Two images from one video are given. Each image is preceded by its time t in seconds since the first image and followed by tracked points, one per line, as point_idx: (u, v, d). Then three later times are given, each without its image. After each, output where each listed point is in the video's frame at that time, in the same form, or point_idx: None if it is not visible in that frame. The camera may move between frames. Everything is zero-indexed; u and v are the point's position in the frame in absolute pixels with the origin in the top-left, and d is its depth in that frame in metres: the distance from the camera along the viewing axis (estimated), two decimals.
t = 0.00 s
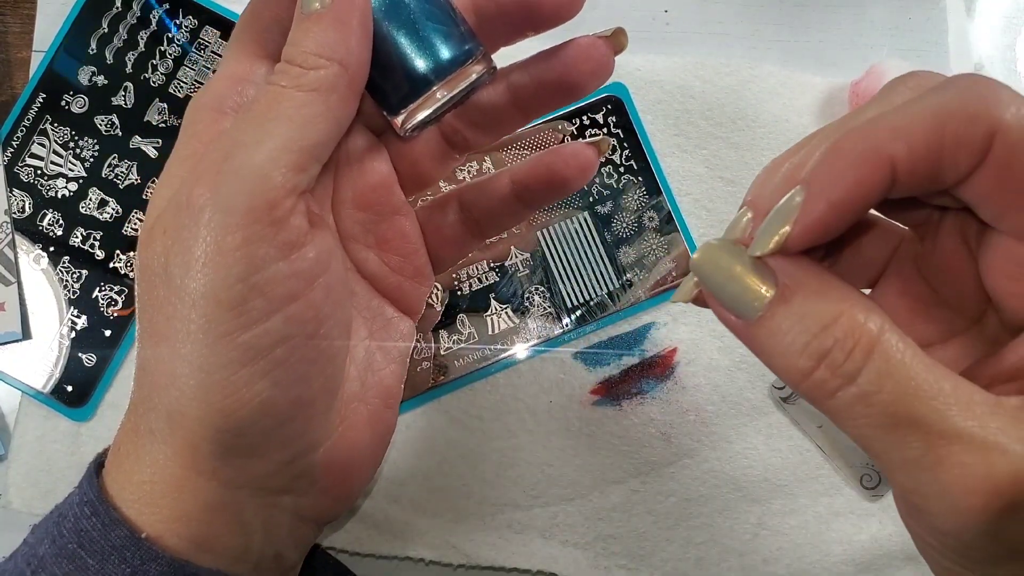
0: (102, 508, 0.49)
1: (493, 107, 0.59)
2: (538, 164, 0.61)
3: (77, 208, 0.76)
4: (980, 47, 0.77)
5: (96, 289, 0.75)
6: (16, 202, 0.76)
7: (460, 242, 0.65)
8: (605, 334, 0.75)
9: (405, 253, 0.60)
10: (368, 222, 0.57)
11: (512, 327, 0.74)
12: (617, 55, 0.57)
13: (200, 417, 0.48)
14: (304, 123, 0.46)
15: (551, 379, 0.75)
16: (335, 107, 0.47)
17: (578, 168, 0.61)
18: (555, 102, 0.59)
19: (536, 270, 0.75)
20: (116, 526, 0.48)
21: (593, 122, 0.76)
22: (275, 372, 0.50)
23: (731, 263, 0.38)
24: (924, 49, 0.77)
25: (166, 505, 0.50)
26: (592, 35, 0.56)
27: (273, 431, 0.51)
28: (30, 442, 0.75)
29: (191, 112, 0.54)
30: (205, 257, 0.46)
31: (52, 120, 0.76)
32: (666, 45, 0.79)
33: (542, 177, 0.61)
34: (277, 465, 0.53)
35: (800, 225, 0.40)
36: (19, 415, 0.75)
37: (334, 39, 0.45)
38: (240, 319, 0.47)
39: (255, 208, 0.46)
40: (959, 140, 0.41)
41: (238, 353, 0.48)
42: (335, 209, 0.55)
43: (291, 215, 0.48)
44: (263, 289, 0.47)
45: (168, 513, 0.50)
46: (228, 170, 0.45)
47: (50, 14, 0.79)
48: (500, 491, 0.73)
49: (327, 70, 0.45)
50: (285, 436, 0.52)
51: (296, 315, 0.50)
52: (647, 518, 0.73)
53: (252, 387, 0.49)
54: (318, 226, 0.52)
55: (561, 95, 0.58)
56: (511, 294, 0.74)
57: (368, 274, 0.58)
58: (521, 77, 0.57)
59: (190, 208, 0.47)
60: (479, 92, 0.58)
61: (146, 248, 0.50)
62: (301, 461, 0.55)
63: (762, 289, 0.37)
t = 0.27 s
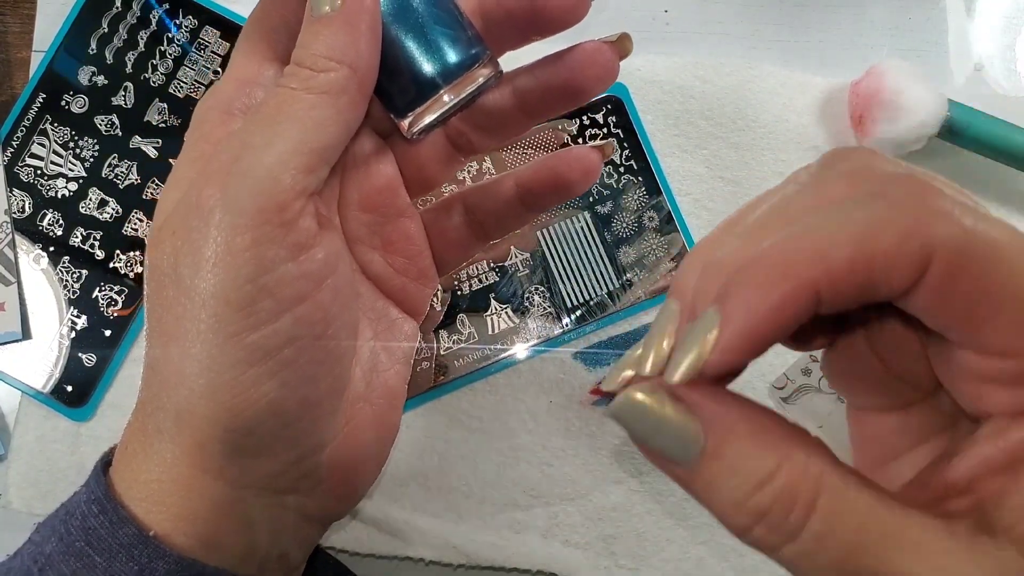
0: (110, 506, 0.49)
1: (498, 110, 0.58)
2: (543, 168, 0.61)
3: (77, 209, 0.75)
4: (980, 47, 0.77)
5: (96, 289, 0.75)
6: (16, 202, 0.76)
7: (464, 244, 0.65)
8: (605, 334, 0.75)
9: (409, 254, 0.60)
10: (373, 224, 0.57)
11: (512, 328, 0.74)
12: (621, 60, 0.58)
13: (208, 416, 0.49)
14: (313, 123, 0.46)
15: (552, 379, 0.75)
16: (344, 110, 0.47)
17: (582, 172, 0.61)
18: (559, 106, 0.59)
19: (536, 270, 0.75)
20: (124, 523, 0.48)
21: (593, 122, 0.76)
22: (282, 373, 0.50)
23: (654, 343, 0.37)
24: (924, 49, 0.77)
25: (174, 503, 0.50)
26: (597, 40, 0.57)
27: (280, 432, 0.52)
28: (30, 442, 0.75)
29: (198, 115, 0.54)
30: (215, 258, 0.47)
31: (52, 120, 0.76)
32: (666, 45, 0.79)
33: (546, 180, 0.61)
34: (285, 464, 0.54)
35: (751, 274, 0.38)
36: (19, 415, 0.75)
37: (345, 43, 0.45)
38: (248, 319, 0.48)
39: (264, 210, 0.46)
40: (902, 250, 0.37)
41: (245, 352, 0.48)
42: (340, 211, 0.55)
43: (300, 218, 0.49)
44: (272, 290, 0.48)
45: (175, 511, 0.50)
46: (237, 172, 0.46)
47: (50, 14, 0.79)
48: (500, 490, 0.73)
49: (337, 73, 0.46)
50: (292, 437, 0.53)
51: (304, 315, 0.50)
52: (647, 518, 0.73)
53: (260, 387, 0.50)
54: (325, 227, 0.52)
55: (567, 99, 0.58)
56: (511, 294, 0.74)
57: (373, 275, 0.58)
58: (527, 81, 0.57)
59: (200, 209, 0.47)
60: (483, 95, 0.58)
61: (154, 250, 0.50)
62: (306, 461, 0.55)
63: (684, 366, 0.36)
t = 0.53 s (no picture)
0: (108, 506, 0.49)
1: (496, 110, 0.59)
2: (542, 168, 0.61)
3: (77, 209, 0.75)
4: (980, 47, 0.77)
5: (96, 289, 0.75)
6: (17, 202, 0.76)
7: (463, 244, 0.65)
8: (605, 334, 0.70)
9: (408, 254, 0.60)
10: (371, 223, 0.57)
11: (512, 328, 0.75)
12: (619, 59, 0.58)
13: (206, 415, 0.49)
14: (311, 123, 0.46)
15: (552, 378, 0.69)
16: (341, 109, 0.47)
17: (581, 171, 0.61)
18: (558, 106, 0.59)
19: (536, 270, 0.75)
20: (124, 523, 0.49)
21: (593, 121, 0.77)
22: (282, 371, 0.50)
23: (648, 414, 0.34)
24: (924, 50, 0.77)
25: (173, 504, 0.50)
26: (595, 40, 0.57)
27: (276, 432, 0.52)
28: (30, 443, 0.75)
29: (197, 115, 0.53)
30: (213, 257, 0.46)
31: (53, 120, 0.76)
32: (666, 45, 0.79)
33: (544, 180, 0.61)
34: (282, 464, 0.54)
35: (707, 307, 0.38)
36: (19, 415, 0.75)
37: (343, 44, 0.45)
38: (246, 318, 0.47)
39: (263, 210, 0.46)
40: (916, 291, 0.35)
41: (246, 352, 0.48)
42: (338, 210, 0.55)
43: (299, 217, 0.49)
44: (271, 288, 0.48)
45: (175, 512, 0.50)
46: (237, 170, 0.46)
47: (50, 14, 0.79)
48: (499, 491, 0.73)
49: (334, 73, 0.45)
50: (290, 436, 0.53)
51: (303, 315, 0.51)
52: (648, 519, 0.68)
53: (259, 385, 0.49)
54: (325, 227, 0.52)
55: (565, 99, 0.58)
56: (511, 294, 0.75)
57: (371, 275, 0.59)
58: (525, 80, 0.57)
59: (198, 210, 0.47)
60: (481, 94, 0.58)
61: (154, 251, 0.50)
62: (305, 459, 0.55)
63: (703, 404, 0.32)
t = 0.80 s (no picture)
0: (123, 511, 0.48)
1: (494, 111, 0.59)
2: (540, 170, 0.61)
3: (77, 209, 0.75)
4: (980, 48, 0.77)
5: (96, 289, 0.75)
6: (16, 202, 0.76)
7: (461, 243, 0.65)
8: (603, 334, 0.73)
9: (407, 253, 0.59)
10: (372, 223, 0.57)
11: (512, 328, 0.75)
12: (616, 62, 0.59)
13: (217, 423, 0.49)
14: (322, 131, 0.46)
15: (552, 378, 0.75)
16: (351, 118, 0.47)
17: (578, 172, 0.61)
18: (555, 107, 0.60)
19: (536, 270, 0.75)
20: (139, 528, 0.47)
21: (593, 121, 0.76)
22: (295, 378, 0.50)
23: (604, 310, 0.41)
24: (925, 49, 0.77)
25: (189, 508, 0.49)
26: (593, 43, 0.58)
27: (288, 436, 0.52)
28: (30, 442, 0.75)
29: (199, 117, 0.53)
30: (228, 265, 0.46)
31: (53, 120, 0.76)
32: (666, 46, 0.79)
33: (542, 181, 0.61)
34: (294, 470, 0.54)
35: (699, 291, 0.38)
36: (19, 415, 0.76)
37: (353, 50, 0.45)
38: (263, 327, 0.48)
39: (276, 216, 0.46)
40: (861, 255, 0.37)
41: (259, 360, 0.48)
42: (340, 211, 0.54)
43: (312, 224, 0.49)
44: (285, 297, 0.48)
45: (188, 517, 0.49)
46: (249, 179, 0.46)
47: (50, 14, 0.79)
48: (500, 491, 0.73)
49: (345, 80, 0.46)
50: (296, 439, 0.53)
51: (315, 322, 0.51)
52: (647, 518, 0.73)
53: (274, 393, 0.50)
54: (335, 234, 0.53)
55: (562, 101, 0.59)
56: (511, 294, 0.74)
57: (370, 274, 0.58)
58: (524, 83, 0.58)
59: (212, 216, 0.47)
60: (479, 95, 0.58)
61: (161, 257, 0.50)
62: (311, 458, 0.55)
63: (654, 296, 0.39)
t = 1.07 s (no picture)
0: (123, 531, 0.48)
1: (507, 122, 0.60)
2: (550, 181, 0.61)
3: (77, 208, 0.76)
4: (980, 48, 0.77)
5: (96, 289, 0.75)
6: (16, 202, 0.76)
7: (468, 252, 0.65)
8: (605, 334, 0.75)
9: (412, 261, 0.60)
10: (378, 233, 0.57)
11: (512, 328, 0.75)
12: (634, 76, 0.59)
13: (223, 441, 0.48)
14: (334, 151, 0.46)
15: (551, 379, 0.75)
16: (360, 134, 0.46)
17: (589, 185, 0.61)
18: (569, 120, 0.60)
19: (536, 270, 0.75)
20: (139, 549, 0.48)
21: (593, 121, 0.76)
22: (302, 400, 0.51)
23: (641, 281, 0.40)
24: (924, 50, 0.77)
25: (190, 530, 0.49)
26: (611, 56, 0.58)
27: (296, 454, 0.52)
28: (30, 442, 0.75)
29: (204, 123, 0.53)
30: (234, 286, 0.46)
31: (52, 120, 0.76)
32: (666, 46, 0.79)
33: (551, 192, 0.62)
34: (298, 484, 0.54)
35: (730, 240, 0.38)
36: (19, 415, 0.76)
37: (365, 64, 0.44)
38: (269, 346, 0.47)
39: (285, 237, 0.46)
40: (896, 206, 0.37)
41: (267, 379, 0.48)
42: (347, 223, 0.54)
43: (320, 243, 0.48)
44: (293, 315, 0.48)
45: (188, 539, 0.49)
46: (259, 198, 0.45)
47: (50, 14, 0.79)
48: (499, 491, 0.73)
49: (356, 95, 0.45)
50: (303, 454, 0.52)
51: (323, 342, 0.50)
52: (647, 518, 0.73)
53: (280, 413, 0.50)
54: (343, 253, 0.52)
55: (578, 113, 0.59)
56: (511, 294, 0.75)
57: (377, 284, 0.58)
58: (537, 94, 0.58)
59: (218, 236, 0.46)
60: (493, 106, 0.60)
61: (167, 274, 0.49)
62: (317, 472, 0.55)
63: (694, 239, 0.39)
